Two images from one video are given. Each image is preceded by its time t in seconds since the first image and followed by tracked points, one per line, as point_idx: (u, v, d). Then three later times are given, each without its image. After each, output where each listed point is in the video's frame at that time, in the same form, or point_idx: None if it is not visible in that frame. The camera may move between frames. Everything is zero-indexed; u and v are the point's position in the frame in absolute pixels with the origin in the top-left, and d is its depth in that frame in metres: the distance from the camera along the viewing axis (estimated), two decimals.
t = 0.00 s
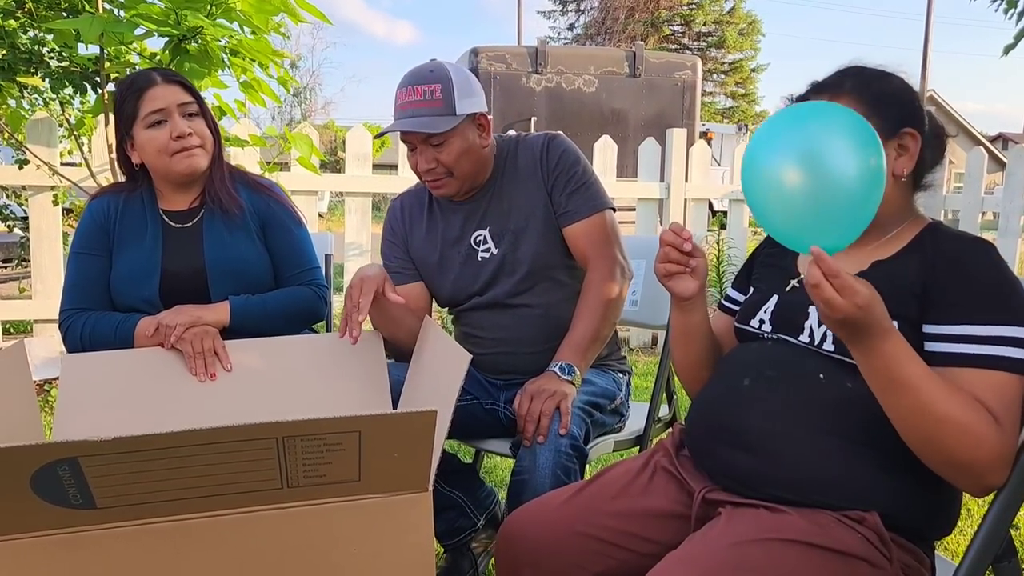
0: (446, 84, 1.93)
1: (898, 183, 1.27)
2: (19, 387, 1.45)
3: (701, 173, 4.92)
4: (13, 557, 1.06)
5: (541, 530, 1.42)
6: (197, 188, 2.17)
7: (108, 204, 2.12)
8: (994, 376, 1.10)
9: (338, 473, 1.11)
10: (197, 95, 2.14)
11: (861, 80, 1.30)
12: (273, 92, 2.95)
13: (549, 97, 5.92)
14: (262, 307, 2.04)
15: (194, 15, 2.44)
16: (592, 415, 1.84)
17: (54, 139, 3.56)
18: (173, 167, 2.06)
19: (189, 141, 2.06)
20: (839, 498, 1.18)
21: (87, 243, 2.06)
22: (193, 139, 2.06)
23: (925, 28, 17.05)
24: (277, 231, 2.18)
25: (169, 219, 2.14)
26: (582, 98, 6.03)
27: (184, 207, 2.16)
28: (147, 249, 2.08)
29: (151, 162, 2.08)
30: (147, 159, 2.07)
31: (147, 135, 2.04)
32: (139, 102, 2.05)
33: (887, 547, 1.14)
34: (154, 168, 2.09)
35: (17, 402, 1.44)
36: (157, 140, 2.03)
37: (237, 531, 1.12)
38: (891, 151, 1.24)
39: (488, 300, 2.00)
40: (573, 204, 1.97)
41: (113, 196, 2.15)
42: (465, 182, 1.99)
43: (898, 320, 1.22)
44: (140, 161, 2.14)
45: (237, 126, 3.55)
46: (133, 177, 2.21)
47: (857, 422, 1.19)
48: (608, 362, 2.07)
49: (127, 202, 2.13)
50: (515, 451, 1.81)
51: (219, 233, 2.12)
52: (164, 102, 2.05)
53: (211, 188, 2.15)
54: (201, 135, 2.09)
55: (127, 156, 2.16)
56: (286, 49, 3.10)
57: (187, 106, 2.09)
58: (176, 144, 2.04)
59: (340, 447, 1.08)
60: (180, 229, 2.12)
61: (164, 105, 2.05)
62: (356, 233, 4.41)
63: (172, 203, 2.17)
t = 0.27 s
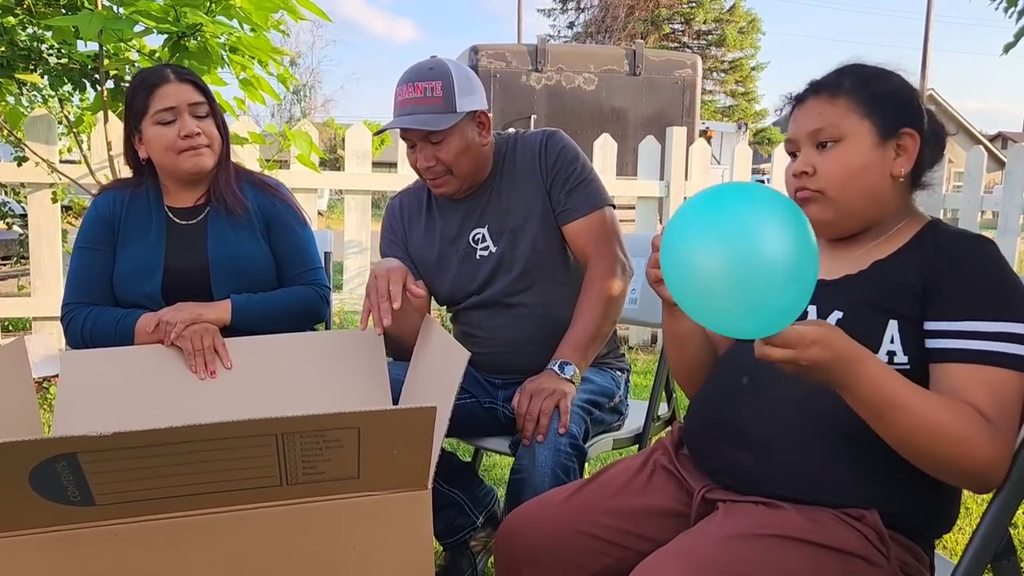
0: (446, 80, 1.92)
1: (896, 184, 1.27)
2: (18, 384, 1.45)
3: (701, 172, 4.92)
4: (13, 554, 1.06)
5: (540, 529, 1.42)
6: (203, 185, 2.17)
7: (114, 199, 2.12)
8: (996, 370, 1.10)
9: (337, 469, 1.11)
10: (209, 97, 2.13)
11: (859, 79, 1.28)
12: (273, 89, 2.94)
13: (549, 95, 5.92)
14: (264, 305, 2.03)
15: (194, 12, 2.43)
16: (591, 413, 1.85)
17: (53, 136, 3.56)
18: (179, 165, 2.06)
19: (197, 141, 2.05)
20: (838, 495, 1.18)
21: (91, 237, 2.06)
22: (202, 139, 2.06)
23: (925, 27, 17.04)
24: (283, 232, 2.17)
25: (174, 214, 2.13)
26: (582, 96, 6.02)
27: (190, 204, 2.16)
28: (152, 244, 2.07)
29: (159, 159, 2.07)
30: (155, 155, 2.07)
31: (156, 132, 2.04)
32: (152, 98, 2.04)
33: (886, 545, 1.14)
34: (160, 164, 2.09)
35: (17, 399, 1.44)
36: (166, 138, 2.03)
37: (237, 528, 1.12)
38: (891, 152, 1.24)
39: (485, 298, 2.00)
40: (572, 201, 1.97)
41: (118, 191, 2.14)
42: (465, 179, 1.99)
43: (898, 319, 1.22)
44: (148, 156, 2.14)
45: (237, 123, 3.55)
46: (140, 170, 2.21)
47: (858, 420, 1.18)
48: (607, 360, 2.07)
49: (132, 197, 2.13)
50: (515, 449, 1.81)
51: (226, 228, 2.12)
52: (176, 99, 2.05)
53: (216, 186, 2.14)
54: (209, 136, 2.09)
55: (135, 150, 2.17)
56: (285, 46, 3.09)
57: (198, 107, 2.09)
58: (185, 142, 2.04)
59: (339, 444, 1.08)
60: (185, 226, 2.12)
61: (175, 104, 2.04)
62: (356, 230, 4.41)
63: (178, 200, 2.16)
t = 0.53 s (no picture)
0: (467, 67, 1.96)
1: (895, 184, 1.27)
2: (16, 381, 1.45)
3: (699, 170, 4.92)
4: (9, 551, 1.06)
5: (539, 528, 1.42)
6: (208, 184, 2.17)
7: (117, 194, 2.11)
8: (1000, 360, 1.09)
9: (335, 467, 1.11)
10: (223, 104, 2.12)
11: (857, 79, 1.28)
12: (272, 86, 2.93)
13: (547, 93, 5.92)
14: (264, 304, 2.03)
15: (192, 9, 2.42)
16: (589, 411, 1.85)
17: (51, 133, 3.55)
18: (181, 168, 2.06)
19: (202, 147, 2.05)
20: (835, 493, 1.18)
21: (93, 232, 2.06)
22: (209, 146, 2.06)
23: (924, 26, 17.04)
24: (284, 229, 2.18)
25: (177, 210, 2.13)
26: (581, 94, 6.01)
27: (192, 200, 2.16)
28: (154, 238, 2.07)
29: (162, 158, 2.08)
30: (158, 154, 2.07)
31: (162, 132, 2.04)
32: (165, 98, 2.04)
33: (884, 545, 1.15)
34: (162, 163, 2.08)
35: (14, 396, 1.43)
36: (171, 139, 2.03)
37: (235, 525, 1.12)
38: (890, 153, 1.25)
39: (489, 291, 2.00)
40: (576, 198, 1.98)
41: (121, 185, 2.14)
42: (478, 168, 2.00)
43: (898, 314, 1.20)
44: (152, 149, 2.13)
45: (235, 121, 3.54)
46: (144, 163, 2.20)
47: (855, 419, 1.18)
48: (605, 359, 2.07)
49: (135, 190, 2.13)
50: (514, 447, 1.81)
51: (228, 227, 2.12)
52: (190, 104, 2.04)
53: (215, 187, 2.13)
54: (215, 142, 2.09)
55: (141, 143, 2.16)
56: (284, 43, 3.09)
57: (209, 114, 2.08)
58: (190, 147, 2.04)
59: (337, 442, 1.08)
60: (188, 221, 2.12)
61: (187, 108, 2.04)
62: (354, 228, 4.41)
63: (180, 196, 2.16)
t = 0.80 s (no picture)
0: (489, 59, 1.99)
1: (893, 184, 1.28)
2: (14, 379, 1.44)
3: (698, 168, 4.92)
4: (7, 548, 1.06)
5: (537, 526, 1.42)
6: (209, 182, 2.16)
7: (117, 189, 2.10)
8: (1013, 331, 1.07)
9: (333, 465, 1.11)
10: (228, 106, 2.11)
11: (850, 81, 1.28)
12: (269, 83, 2.92)
13: (546, 90, 5.91)
14: (263, 303, 2.03)
15: (189, 5, 2.41)
16: (589, 409, 1.84)
17: (48, 130, 3.55)
18: (182, 168, 2.07)
19: (204, 149, 2.05)
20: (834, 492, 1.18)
21: (93, 226, 2.06)
22: (211, 147, 2.06)
23: (922, 25, 17.04)
24: (284, 227, 2.18)
25: (178, 206, 2.13)
26: (579, 92, 6.01)
27: (193, 196, 2.15)
28: (154, 232, 2.07)
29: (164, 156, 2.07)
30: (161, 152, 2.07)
31: (165, 131, 2.03)
32: (171, 98, 2.02)
33: (884, 545, 1.14)
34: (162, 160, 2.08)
35: (12, 393, 1.43)
36: (173, 139, 2.02)
37: (232, 523, 1.12)
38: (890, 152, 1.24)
39: (495, 283, 1.99)
40: (582, 196, 1.98)
41: (122, 180, 2.13)
42: (493, 157, 2.00)
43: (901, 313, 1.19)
44: (155, 145, 2.13)
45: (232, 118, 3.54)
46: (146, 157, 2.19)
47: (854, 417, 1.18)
48: (604, 356, 2.07)
49: (137, 184, 2.12)
50: (514, 443, 1.82)
51: (228, 228, 2.11)
52: (195, 106, 2.03)
53: (216, 189, 2.13)
54: (218, 145, 2.09)
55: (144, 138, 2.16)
56: (282, 40, 3.08)
57: (213, 116, 2.08)
58: (192, 148, 2.04)
59: (336, 440, 1.08)
60: (187, 217, 2.12)
61: (191, 110, 2.03)
62: (352, 225, 4.41)
63: (180, 192, 2.16)
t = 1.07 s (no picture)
0: (500, 55, 2.00)
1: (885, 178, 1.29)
2: (13, 377, 1.44)
3: (696, 166, 4.92)
4: (6, 547, 1.06)
5: (536, 525, 1.42)
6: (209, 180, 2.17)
7: (118, 185, 2.11)
8: None
9: (332, 464, 1.11)
10: (232, 104, 2.12)
11: (847, 75, 1.31)
12: (268, 82, 2.91)
13: (544, 89, 5.92)
14: (264, 303, 2.03)
15: (188, 3, 2.42)
16: (587, 407, 1.83)
17: (46, 128, 3.54)
18: (183, 165, 2.07)
19: (206, 146, 2.05)
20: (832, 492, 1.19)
21: (93, 223, 2.05)
22: (213, 146, 2.07)
23: (920, 24, 17.04)
24: (284, 226, 2.18)
25: (178, 204, 2.13)
26: (577, 91, 6.01)
27: (193, 194, 2.16)
28: (154, 229, 2.07)
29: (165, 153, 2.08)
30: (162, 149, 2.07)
31: (167, 128, 2.03)
32: (174, 95, 2.02)
33: (885, 545, 1.14)
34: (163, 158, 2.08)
35: (11, 391, 1.43)
36: (176, 136, 2.03)
37: (231, 522, 1.12)
38: (879, 146, 1.26)
39: (496, 279, 2.00)
40: (586, 196, 1.98)
41: (122, 177, 2.13)
42: (502, 149, 2.01)
43: (905, 310, 1.20)
44: (156, 141, 2.13)
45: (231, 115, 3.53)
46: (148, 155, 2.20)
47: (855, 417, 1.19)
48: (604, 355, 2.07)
49: (137, 181, 2.13)
50: (509, 441, 1.81)
51: (228, 227, 2.11)
52: (198, 105, 2.03)
53: (216, 188, 2.13)
54: (220, 142, 2.09)
55: (145, 134, 2.16)
56: (280, 38, 3.07)
57: (217, 114, 2.08)
58: (194, 146, 2.04)
59: (335, 438, 1.08)
60: (187, 214, 2.12)
61: (194, 108, 2.03)
62: (350, 224, 4.35)
63: (180, 189, 2.16)
